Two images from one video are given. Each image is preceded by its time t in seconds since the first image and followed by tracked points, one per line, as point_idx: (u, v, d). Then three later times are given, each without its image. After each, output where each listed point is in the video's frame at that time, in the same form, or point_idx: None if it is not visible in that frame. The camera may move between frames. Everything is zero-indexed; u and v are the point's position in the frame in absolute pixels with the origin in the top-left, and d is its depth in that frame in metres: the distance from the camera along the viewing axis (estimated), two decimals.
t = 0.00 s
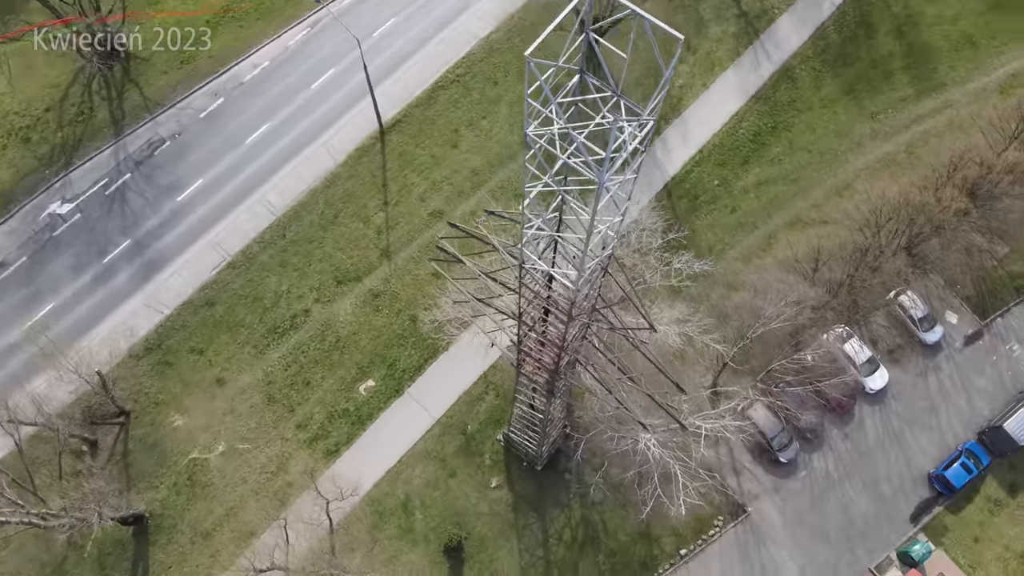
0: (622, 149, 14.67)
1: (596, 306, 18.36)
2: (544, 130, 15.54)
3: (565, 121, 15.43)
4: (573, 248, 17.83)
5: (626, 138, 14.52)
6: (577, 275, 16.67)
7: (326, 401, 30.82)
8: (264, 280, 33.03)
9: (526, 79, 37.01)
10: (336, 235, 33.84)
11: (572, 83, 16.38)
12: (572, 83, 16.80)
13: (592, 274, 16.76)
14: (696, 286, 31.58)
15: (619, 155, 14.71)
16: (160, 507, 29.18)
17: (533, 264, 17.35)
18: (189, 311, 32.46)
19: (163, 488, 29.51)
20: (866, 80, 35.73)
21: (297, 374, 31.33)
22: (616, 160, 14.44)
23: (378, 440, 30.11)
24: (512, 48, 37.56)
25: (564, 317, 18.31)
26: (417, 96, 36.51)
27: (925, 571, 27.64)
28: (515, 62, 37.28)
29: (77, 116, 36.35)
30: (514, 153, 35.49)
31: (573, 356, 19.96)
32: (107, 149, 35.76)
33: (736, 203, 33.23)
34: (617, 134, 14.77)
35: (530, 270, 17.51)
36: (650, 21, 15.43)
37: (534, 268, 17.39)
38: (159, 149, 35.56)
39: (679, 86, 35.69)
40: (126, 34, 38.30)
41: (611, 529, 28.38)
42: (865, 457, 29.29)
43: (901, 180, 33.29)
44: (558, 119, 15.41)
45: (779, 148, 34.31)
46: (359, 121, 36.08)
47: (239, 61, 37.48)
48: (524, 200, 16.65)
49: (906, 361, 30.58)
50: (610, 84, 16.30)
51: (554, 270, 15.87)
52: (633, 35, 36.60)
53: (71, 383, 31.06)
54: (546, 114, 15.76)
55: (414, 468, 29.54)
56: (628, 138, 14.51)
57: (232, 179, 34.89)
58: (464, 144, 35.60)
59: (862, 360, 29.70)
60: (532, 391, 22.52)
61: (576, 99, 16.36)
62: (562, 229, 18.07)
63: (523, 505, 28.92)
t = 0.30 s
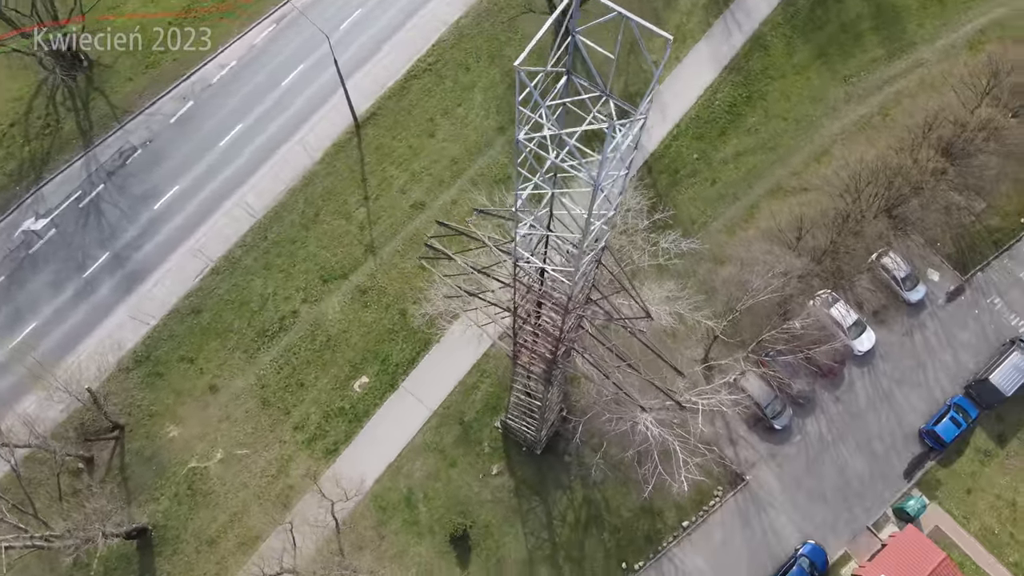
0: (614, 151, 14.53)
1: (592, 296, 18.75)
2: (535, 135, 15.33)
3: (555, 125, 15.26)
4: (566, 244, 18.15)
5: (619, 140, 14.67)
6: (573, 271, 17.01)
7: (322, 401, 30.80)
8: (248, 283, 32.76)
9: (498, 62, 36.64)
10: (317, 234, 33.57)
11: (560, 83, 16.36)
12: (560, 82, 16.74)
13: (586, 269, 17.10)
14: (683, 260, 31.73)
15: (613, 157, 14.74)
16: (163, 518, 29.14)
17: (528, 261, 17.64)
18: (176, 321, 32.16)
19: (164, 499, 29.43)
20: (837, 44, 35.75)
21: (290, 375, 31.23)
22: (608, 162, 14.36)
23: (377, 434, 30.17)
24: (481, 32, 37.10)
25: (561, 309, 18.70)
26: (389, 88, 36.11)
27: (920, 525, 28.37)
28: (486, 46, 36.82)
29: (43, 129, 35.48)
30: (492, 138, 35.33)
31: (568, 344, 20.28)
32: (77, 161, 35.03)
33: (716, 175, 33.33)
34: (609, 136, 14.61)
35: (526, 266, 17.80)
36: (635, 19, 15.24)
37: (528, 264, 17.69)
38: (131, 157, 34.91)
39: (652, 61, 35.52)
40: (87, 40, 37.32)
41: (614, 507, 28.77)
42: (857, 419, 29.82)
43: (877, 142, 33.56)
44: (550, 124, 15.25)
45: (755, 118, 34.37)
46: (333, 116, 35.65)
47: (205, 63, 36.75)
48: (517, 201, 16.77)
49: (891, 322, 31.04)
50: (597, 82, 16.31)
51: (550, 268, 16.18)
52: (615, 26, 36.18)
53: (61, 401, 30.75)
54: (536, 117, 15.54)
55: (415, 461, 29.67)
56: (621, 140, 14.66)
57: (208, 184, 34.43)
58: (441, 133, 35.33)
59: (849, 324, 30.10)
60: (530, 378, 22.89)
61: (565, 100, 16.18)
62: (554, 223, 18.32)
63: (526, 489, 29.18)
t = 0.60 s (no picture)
0: (612, 150, 14.57)
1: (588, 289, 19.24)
2: (531, 141, 15.61)
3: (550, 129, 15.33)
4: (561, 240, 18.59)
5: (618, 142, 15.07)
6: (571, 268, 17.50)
7: (319, 399, 30.74)
8: (237, 285, 32.49)
9: (475, 47, 36.16)
10: (303, 232, 33.27)
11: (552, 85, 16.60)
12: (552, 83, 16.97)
13: (583, 266, 17.43)
14: (672, 238, 31.74)
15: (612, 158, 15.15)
16: (167, 525, 29.13)
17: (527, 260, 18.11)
18: (166, 327, 31.89)
19: (167, 507, 29.39)
20: (815, 11, 35.52)
21: (285, 375, 31.11)
22: (606, 163, 14.42)
23: (376, 429, 30.20)
24: (457, 17, 36.59)
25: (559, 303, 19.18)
26: (367, 79, 35.65)
27: (917, 486, 28.89)
28: (463, 32, 36.33)
29: (15, 139, 34.71)
30: (474, 124, 35.02)
31: (565, 335, 20.67)
32: (53, 170, 34.38)
33: (701, 150, 33.28)
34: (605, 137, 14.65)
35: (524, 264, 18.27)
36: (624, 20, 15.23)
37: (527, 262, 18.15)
38: (108, 164, 34.33)
39: (630, 38, 35.19)
40: (54, 45, 36.36)
41: (616, 487, 29.05)
42: (851, 385, 30.17)
43: (859, 109, 33.57)
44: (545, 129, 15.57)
45: (736, 90, 34.22)
46: (312, 111, 35.18)
47: (177, 62, 36.05)
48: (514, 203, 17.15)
49: (880, 287, 31.32)
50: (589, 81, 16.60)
51: (550, 269, 16.68)
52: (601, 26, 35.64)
53: (56, 415, 30.52)
54: (530, 122, 15.64)
55: (416, 453, 29.75)
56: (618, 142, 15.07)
57: (189, 187, 33.98)
58: (422, 123, 34.99)
59: (839, 292, 30.34)
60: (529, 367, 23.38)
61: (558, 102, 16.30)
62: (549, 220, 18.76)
63: (528, 474, 29.37)
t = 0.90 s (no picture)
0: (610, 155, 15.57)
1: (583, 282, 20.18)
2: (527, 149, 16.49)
3: (547, 137, 16.15)
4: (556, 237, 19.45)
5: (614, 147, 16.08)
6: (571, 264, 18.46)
7: (316, 396, 30.69)
8: (227, 287, 32.22)
9: (453, 32, 35.64)
10: (290, 229, 32.98)
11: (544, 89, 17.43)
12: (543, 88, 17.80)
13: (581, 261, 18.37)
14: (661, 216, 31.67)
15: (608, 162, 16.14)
16: (173, 531, 29.22)
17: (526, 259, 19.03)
18: (158, 333, 31.64)
19: (172, 513, 29.44)
20: None
21: (282, 375, 31.01)
22: (606, 166, 15.36)
23: (376, 423, 30.24)
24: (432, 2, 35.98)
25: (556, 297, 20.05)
26: (345, 71, 35.15)
27: (913, 448, 29.34)
28: (439, 17, 35.77)
29: None
30: (456, 110, 34.66)
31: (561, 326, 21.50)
32: (31, 180, 33.76)
33: (685, 126, 33.13)
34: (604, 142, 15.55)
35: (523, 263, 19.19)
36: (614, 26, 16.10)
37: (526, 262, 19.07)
38: (87, 171, 33.77)
39: (609, 15, 34.74)
40: (21, 51, 35.41)
41: (618, 466, 29.30)
42: (845, 353, 30.45)
43: (841, 76, 33.45)
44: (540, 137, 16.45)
45: (718, 63, 33.94)
46: (291, 107, 34.68)
47: (150, 63, 35.30)
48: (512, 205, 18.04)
49: (869, 254, 31.50)
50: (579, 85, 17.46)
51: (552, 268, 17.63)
52: (578, 12, 34.78)
53: (52, 429, 30.31)
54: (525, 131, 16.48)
55: (417, 445, 29.87)
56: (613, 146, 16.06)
57: (171, 190, 33.52)
58: (404, 113, 34.62)
59: (829, 262, 30.50)
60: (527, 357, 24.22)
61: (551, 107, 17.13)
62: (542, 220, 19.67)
63: (530, 459, 29.54)
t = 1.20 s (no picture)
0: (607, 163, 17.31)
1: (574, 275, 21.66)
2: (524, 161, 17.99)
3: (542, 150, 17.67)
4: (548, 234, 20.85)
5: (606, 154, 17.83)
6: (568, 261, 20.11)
7: (315, 394, 30.67)
8: (217, 290, 31.99)
9: (429, 18, 35.11)
10: (278, 227, 32.71)
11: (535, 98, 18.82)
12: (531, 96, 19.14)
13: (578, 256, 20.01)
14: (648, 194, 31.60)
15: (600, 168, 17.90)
16: (181, 537, 29.34)
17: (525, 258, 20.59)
18: (151, 341, 31.43)
19: (179, 518, 29.53)
20: None
21: (279, 374, 30.94)
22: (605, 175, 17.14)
23: (376, 417, 30.27)
24: None
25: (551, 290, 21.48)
26: (322, 63, 34.64)
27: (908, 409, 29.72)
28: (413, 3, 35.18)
29: None
30: (437, 98, 34.29)
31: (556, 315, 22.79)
32: (10, 193, 33.20)
33: (668, 101, 32.93)
34: (599, 159, 17.32)
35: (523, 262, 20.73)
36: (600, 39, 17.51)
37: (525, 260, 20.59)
38: (66, 180, 33.25)
39: None
40: None
41: (619, 445, 29.56)
42: (838, 319, 30.67)
43: (822, 42, 33.27)
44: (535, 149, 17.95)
45: (698, 36, 33.61)
46: (269, 103, 34.20)
47: (122, 66, 34.60)
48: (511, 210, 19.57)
49: (857, 220, 31.62)
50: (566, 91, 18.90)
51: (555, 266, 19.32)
52: None
53: (50, 444, 30.17)
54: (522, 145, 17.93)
55: (419, 436, 30.00)
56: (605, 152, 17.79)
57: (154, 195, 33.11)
58: (385, 103, 34.24)
59: (818, 230, 30.65)
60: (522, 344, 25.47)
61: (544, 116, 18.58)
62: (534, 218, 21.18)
63: (532, 443, 29.72)
